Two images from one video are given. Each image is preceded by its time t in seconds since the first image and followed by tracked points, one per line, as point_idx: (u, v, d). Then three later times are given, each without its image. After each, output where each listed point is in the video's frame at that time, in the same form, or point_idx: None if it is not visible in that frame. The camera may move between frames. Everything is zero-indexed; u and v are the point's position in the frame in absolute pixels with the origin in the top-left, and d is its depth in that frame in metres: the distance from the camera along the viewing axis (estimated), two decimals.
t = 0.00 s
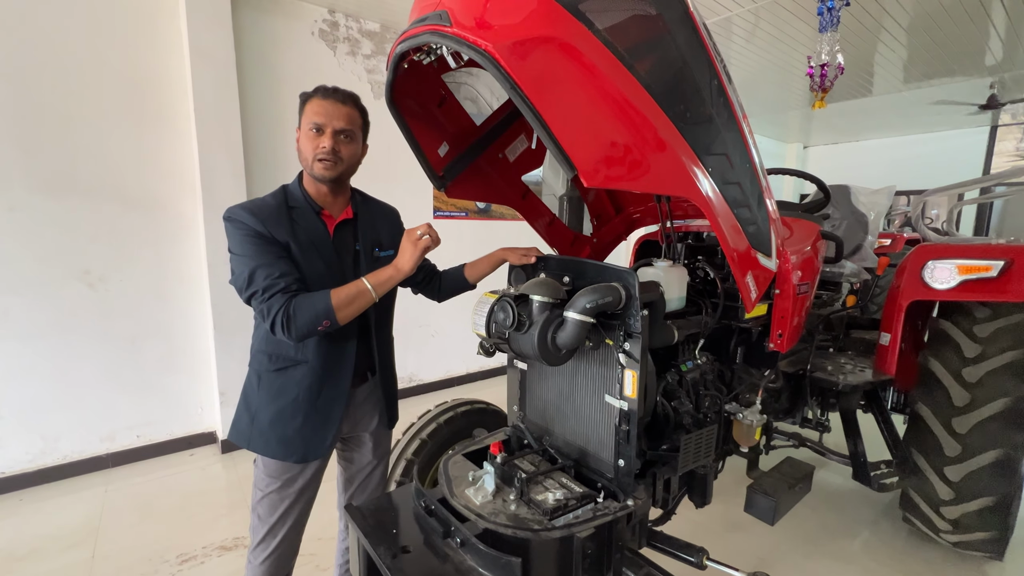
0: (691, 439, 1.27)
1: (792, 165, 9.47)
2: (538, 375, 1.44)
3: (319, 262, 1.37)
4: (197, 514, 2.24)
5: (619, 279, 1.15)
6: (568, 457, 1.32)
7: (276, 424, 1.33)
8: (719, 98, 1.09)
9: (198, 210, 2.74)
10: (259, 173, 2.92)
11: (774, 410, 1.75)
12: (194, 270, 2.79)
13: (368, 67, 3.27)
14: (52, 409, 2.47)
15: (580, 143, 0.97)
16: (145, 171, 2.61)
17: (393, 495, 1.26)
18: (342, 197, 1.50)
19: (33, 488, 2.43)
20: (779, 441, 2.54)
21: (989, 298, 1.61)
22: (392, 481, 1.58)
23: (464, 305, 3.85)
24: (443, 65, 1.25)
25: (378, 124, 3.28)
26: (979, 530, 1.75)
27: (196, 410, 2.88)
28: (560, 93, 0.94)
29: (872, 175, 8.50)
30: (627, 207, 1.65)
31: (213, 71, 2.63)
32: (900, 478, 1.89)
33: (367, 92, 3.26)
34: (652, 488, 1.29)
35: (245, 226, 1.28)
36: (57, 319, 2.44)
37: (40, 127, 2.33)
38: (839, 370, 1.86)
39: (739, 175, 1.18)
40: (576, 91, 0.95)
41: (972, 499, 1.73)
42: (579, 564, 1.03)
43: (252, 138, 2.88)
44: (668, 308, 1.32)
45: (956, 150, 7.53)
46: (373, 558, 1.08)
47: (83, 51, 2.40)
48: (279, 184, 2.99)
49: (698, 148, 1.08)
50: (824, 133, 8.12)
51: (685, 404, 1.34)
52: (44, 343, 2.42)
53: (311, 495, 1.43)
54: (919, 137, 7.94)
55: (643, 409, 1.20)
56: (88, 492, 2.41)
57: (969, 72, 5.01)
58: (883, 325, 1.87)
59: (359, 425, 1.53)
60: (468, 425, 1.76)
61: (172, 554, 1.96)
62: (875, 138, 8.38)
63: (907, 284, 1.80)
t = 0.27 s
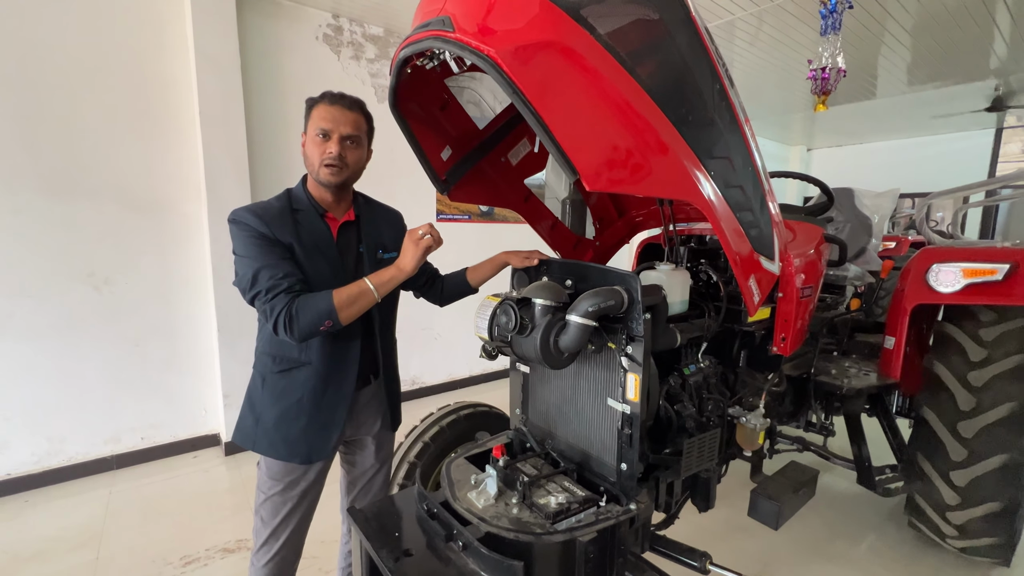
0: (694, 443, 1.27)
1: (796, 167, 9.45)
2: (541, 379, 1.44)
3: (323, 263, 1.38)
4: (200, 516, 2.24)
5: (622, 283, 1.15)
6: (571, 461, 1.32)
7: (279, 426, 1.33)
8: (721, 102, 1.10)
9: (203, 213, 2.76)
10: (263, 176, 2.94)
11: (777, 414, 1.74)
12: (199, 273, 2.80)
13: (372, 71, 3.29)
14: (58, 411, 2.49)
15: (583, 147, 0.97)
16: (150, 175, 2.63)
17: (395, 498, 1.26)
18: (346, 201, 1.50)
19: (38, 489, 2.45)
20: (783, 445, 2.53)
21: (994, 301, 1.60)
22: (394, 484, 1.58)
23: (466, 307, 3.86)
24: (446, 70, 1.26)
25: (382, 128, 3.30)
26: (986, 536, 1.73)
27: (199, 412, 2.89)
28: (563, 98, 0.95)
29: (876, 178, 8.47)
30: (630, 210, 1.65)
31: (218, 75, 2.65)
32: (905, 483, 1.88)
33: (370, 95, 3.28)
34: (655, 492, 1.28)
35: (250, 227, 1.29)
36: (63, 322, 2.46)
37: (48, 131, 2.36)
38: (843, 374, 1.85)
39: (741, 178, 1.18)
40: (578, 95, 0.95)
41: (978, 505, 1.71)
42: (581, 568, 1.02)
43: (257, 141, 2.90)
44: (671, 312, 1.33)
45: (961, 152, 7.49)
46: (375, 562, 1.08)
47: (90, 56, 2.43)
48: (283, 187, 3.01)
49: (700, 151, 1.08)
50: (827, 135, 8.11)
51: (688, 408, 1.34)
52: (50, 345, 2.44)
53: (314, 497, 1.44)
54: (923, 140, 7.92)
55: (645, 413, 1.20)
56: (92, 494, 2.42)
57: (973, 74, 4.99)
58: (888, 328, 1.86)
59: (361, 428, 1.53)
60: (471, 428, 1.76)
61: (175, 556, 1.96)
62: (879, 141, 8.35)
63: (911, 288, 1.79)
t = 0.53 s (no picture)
0: (697, 447, 1.27)
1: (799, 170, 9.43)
2: (543, 381, 1.44)
3: (325, 263, 1.38)
4: (203, 517, 2.25)
5: (624, 286, 1.15)
6: (574, 464, 1.32)
7: (280, 426, 1.34)
8: (724, 105, 1.10)
9: (208, 215, 2.77)
10: (267, 179, 2.96)
11: (781, 417, 1.74)
12: (203, 275, 2.82)
13: (375, 74, 3.31)
14: (63, 412, 2.50)
15: (585, 150, 0.98)
16: (156, 177, 2.64)
17: (398, 500, 1.26)
18: (350, 201, 1.51)
19: (43, 490, 2.46)
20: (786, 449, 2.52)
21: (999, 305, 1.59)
22: (396, 486, 1.57)
23: (469, 309, 3.86)
24: (450, 74, 1.26)
25: (385, 130, 3.31)
26: (992, 541, 1.72)
27: (203, 414, 2.90)
28: (565, 101, 0.95)
29: (880, 181, 8.44)
30: (633, 213, 1.65)
31: (223, 78, 2.67)
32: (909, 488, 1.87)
33: (374, 98, 3.29)
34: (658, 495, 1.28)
35: (252, 226, 1.30)
36: (68, 323, 2.47)
37: (54, 135, 2.38)
38: (847, 377, 1.84)
39: (744, 182, 1.18)
40: (581, 99, 0.96)
41: (984, 510, 1.70)
42: (584, 572, 1.02)
43: (261, 144, 2.91)
44: (674, 315, 1.32)
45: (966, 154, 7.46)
46: (377, 564, 1.08)
47: (97, 60, 2.45)
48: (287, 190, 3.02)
49: (703, 154, 1.08)
50: (831, 138, 8.09)
51: (691, 411, 1.33)
52: (55, 347, 2.45)
53: (316, 499, 1.44)
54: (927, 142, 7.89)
55: (648, 417, 1.20)
56: (96, 495, 2.43)
57: (978, 77, 4.98)
58: (892, 332, 1.85)
59: (363, 430, 1.53)
60: (473, 431, 1.76)
61: (178, 558, 1.97)
62: (883, 143, 8.33)
63: (915, 291, 1.78)
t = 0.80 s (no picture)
0: (700, 450, 1.26)
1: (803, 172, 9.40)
2: (545, 384, 1.44)
3: (332, 267, 1.39)
4: (206, 518, 2.26)
5: (627, 290, 1.16)
6: (576, 467, 1.31)
7: (287, 431, 1.34)
8: (727, 109, 1.10)
9: (212, 217, 2.79)
10: (271, 181, 2.97)
11: (784, 420, 1.73)
12: (207, 277, 2.83)
13: (379, 77, 3.32)
14: (68, 413, 2.51)
15: (587, 154, 0.98)
16: (161, 179, 2.66)
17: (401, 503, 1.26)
18: (354, 202, 1.52)
19: (47, 491, 2.47)
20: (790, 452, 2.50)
21: (1005, 309, 1.57)
22: (399, 488, 1.57)
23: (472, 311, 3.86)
24: (453, 77, 1.27)
25: (389, 133, 3.32)
26: (997, 547, 1.71)
27: (206, 415, 2.91)
28: (568, 104, 0.95)
29: (885, 183, 8.41)
30: (636, 215, 1.66)
31: (228, 81, 2.69)
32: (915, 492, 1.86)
33: (378, 101, 3.30)
34: (660, 499, 1.27)
35: (261, 232, 1.30)
36: (74, 325, 2.49)
37: (61, 137, 2.40)
38: (852, 381, 1.83)
39: (747, 185, 1.18)
40: (584, 102, 0.96)
41: (989, 515, 1.68)
42: None
43: (265, 146, 2.92)
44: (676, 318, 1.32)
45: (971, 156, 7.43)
46: (379, 566, 1.08)
47: (103, 63, 2.47)
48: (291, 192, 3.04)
49: (706, 158, 1.08)
50: (835, 140, 8.06)
51: (694, 414, 1.33)
52: (61, 348, 2.47)
53: (319, 501, 1.44)
54: (932, 144, 7.86)
55: (651, 420, 1.19)
56: (100, 495, 2.44)
57: (983, 79, 4.96)
58: (897, 335, 1.85)
59: (366, 432, 1.53)
60: (476, 433, 1.76)
61: (181, 559, 1.97)
62: (887, 146, 8.30)
63: (920, 294, 1.78)
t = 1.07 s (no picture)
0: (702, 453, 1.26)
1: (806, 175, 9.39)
2: (548, 386, 1.44)
3: (341, 267, 1.40)
4: (208, 519, 2.26)
5: (630, 291, 1.16)
6: (578, 469, 1.31)
7: (304, 430, 1.34)
8: (729, 112, 1.10)
9: (215, 219, 2.80)
10: (274, 183, 2.98)
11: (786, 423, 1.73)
12: (210, 278, 2.84)
13: (382, 79, 3.33)
14: (71, 414, 2.52)
15: (590, 157, 0.98)
16: (165, 181, 2.67)
17: (403, 504, 1.26)
18: (357, 204, 1.52)
19: (50, 491, 2.48)
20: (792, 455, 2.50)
21: (1008, 312, 1.58)
22: (401, 490, 1.57)
23: (474, 313, 3.87)
24: (456, 80, 1.27)
25: (391, 135, 3.33)
26: (1002, 551, 1.70)
27: (209, 416, 2.92)
28: (571, 108, 0.96)
29: (888, 185, 8.39)
30: (638, 218, 1.66)
31: (231, 83, 2.70)
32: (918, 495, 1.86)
33: (380, 103, 3.31)
34: (662, 501, 1.27)
35: (270, 235, 1.30)
36: (77, 325, 2.50)
37: (65, 139, 2.41)
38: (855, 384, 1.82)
39: (750, 188, 1.18)
40: (587, 106, 0.96)
41: (994, 519, 1.68)
42: None
43: (268, 149, 2.93)
44: (679, 320, 1.32)
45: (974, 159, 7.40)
46: (382, 568, 1.08)
47: (108, 65, 2.48)
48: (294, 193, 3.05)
49: (709, 161, 1.08)
50: (838, 142, 8.05)
51: (696, 417, 1.33)
52: (64, 348, 2.48)
53: (325, 504, 1.45)
54: (935, 146, 7.84)
55: (653, 422, 1.19)
56: (102, 496, 2.44)
57: (987, 81, 4.94)
58: (900, 338, 1.84)
59: (374, 433, 1.54)
60: (478, 434, 1.76)
61: (183, 560, 1.97)
62: (890, 148, 8.29)
63: (923, 297, 1.78)
